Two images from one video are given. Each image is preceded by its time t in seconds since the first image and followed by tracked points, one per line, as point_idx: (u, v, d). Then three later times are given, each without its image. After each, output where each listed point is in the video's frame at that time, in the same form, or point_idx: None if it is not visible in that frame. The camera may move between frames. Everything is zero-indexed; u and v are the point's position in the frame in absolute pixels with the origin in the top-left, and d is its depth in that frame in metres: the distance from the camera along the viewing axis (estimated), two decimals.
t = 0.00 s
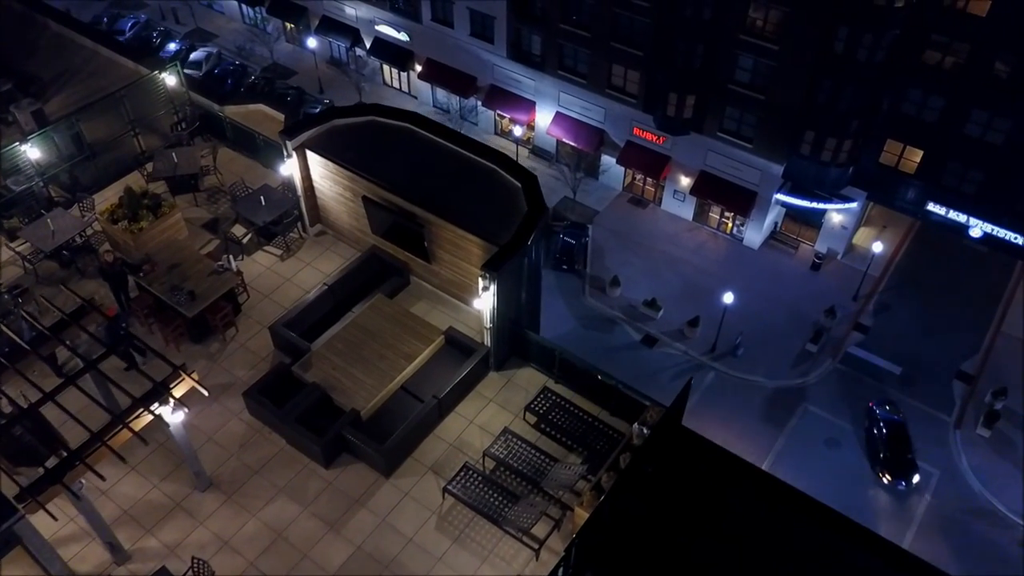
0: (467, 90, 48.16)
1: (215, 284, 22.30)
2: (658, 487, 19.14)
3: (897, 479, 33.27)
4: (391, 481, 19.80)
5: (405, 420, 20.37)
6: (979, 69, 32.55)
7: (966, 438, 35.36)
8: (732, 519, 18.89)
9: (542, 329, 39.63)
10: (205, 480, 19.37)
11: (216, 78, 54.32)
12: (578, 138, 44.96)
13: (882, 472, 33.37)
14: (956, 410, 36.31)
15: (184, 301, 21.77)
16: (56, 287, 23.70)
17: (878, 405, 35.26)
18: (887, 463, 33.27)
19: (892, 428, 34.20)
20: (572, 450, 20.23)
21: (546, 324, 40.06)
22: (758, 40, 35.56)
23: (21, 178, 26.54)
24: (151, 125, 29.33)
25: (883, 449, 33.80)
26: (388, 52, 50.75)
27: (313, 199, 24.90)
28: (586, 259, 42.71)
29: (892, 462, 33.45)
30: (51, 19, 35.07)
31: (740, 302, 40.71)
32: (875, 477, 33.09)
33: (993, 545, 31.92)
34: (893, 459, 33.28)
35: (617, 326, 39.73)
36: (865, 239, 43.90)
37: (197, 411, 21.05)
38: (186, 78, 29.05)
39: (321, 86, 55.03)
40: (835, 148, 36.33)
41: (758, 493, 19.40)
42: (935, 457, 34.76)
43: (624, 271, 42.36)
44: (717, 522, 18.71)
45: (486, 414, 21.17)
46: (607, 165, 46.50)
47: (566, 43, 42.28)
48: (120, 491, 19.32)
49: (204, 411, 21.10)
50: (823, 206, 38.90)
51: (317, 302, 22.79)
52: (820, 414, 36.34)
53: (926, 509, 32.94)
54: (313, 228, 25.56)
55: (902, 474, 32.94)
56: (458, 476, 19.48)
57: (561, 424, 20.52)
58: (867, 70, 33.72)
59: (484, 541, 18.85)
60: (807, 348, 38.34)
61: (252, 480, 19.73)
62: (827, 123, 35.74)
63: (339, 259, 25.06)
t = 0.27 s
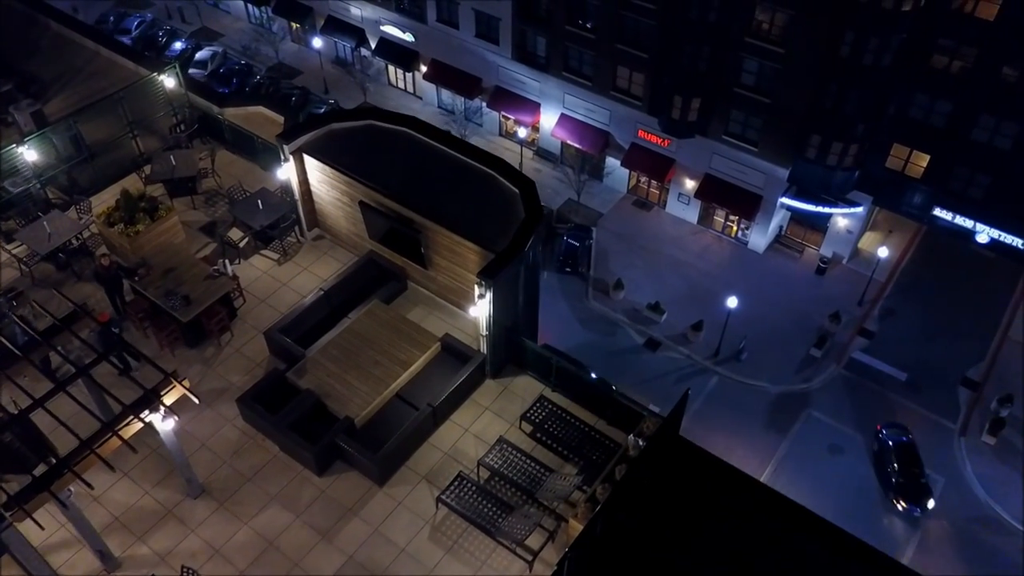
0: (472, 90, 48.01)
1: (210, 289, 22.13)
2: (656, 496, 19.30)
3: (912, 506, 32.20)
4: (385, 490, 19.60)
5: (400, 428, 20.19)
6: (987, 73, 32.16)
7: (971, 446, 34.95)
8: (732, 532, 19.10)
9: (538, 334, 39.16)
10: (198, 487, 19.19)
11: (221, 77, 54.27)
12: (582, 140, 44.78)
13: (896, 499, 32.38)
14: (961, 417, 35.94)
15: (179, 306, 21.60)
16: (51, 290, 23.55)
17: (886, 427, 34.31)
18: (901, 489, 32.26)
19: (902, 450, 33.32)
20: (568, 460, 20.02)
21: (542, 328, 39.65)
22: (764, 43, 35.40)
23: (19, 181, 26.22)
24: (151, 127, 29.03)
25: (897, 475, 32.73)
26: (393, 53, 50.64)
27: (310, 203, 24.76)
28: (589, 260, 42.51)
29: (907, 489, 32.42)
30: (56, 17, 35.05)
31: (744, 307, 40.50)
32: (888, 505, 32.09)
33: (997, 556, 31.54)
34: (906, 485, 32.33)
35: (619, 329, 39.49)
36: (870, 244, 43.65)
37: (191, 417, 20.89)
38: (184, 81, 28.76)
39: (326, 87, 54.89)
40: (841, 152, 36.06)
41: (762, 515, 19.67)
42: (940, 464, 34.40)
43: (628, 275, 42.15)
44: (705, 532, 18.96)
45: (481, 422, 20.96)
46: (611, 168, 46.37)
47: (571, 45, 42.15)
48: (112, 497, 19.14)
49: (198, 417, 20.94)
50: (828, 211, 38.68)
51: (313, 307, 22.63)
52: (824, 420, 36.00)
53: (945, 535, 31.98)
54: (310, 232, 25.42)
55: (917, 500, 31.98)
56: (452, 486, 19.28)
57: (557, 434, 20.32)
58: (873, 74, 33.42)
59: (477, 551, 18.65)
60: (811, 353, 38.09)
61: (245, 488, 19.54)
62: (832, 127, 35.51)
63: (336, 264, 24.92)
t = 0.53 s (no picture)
0: (482, 91, 47.87)
1: (210, 291, 21.99)
2: (654, 513, 18.98)
3: (933, 539, 31.18)
4: (382, 497, 19.43)
5: (398, 436, 20.00)
6: (1002, 81, 31.67)
7: (981, 457, 34.41)
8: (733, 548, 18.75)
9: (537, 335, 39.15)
10: (194, 492, 19.05)
11: (232, 75, 54.40)
12: (593, 142, 44.54)
13: (916, 530, 31.41)
14: (972, 428, 35.42)
15: (179, 308, 21.45)
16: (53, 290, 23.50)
17: (899, 454, 33.38)
18: (922, 521, 31.28)
19: (917, 477, 32.39)
20: (567, 471, 19.80)
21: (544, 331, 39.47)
22: (776, 47, 35.03)
23: (23, 179, 26.53)
24: (156, 126, 29.29)
25: (916, 506, 31.73)
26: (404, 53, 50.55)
27: (313, 206, 24.64)
28: (598, 262, 42.32)
29: (928, 520, 31.45)
30: (68, 15, 35.17)
31: (752, 312, 40.16)
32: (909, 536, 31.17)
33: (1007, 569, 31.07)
34: (927, 516, 31.36)
35: (626, 333, 39.24)
36: (881, 250, 43.17)
37: (189, 421, 20.78)
38: (189, 81, 28.63)
39: (337, 86, 54.82)
40: (852, 158, 35.76)
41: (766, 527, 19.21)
42: (949, 474, 33.97)
43: (636, 278, 41.87)
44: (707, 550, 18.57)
45: (480, 430, 20.77)
46: (621, 170, 46.06)
47: (582, 47, 41.92)
48: (108, 500, 19.02)
49: (196, 421, 20.82)
50: (839, 216, 38.14)
51: (313, 311, 22.50)
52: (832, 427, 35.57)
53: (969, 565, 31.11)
54: (313, 235, 25.31)
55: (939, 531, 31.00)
56: (449, 495, 19.09)
57: (557, 443, 20.09)
58: (887, 80, 33.01)
59: (473, 562, 18.46)
60: (820, 359, 37.66)
61: (241, 493, 19.40)
62: (844, 133, 35.13)
63: (338, 267, 24.78)
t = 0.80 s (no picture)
0: (499, 91, 47.67)
1: (215, 291, 21.92)
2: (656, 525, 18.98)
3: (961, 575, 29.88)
4: (382, 503, 19.28)
5: (399, 441, 19.84)
6: None
7: (997, 472, 33.73)
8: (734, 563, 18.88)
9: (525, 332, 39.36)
10: (194, 493, 19.00)
11: (251, 72, 54.58)
12: (610, 144, 44.27)
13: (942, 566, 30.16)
14: (988, 442, 34.74)
15: (184, 308, 21.42)
16: (61, 287, 23.54)
17: (920, 486, 32.15)
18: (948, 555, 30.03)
19: (939, 509, 31.23)
20: (569, 481, 19.55)
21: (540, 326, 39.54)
22: (796, 53, 34.58)
23: (36, 174, 26.26)
24: (168, 124, 29.14)
25: (942, 540, 30.53)
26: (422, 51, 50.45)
27: (321, 207, 24.54)
28: (612, 266, 42.05)
29: (954, 555, 30.20)
30: (88, 10, 35.32)
31: (767, 318, 39.70)
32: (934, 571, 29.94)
33: None
34: (953, 550, 30.13)
35: (636, 338, 38.89)
36: (900, 259, 42.53)
37: (192, 421, 20.74)
38: (202, 81, 28.50)
39: (354, 83, 54.78)
40: (872, 165, 35.27)
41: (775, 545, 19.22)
42: (964, 488, 33.36)
43: (651, 282, 41.49)
44: (707, 566, 18.70)
45: (483, 437, 20.58)
46: (637, 173, 45.70)
47: (600, 49, 41.64)
48: (108, 498, 19.01)
49: (198, 421, 20.78)
50: (858, 224, 37.62)
51: (318, 313, 22.39)
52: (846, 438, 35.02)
53: None
54: (321, 236, 25.22)
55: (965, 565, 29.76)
56: (449, 504, 18.90)
57: (560, 453, 19.85)
58: (908, 88, 32.48)
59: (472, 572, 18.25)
60: (834, 369, 37.13)
61: (241, 495, 19.33)
62: (864, 140, 34.65)
63: (346, 269, 24.67)
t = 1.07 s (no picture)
0: (517, 92, 47.49)
1: (221, 291, 21.86)
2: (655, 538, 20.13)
3: None
4: (382, 509, 19.13)
5: (401, 447, 19.68)
6: None
7: (1013, 487, 33.04)
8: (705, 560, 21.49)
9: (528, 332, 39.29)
10: (194, 494, 18.96)
11: (271, 68, 54.67)
12: (626, 147, 43.90)
13: None
14: (1006, 457, 33.99)
15: (190, 308, 21.36)
16: (70, 283, 23.62)
17: (943, 519, 31.11)
18: None
19: (965, 544, 30.25)
20: (571, 492, 19.33)
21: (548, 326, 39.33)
22: (817, 58, 34.15)
23: (48, 171, 26.28)
24: (182, 122, 29.25)
25: None
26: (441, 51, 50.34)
27: (330, 209, 24.46)
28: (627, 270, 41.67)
29: None
30: (110, 6, 35.55)
31: (780, 327, 39.20)
32: None
33: None
34: None
35: (648, 343, 38.46)
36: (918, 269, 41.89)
37: (195, 421, 20.70)
38: (214, 79, 28.90)
39: (373, 82, 54.72)
40: (892, 173, 34.76)
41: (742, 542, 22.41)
42: (979, 502, 32.74)
43: (665, 287, 41.09)
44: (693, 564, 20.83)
45: (486, 445, 20.37)
46: (654, 177, 45.34)
47: (619, 51, 41.39)
48: (109, 497, 19.01)
49: (201, 421, 20.73)
50: (876, 233, 37.08)
51: (324, 316, 22.28)
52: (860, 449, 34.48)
53: None
54: (330, 237, 25.14)
55: None
56: (449, 512, 18.70)
57: (563, 463, 19.61)
58: (930, 96, 31.96)
59: None
60: (849, 379, 36.60)
61: (241, 498, 19.25)
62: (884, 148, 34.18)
63: (353, 271, 24.56)
